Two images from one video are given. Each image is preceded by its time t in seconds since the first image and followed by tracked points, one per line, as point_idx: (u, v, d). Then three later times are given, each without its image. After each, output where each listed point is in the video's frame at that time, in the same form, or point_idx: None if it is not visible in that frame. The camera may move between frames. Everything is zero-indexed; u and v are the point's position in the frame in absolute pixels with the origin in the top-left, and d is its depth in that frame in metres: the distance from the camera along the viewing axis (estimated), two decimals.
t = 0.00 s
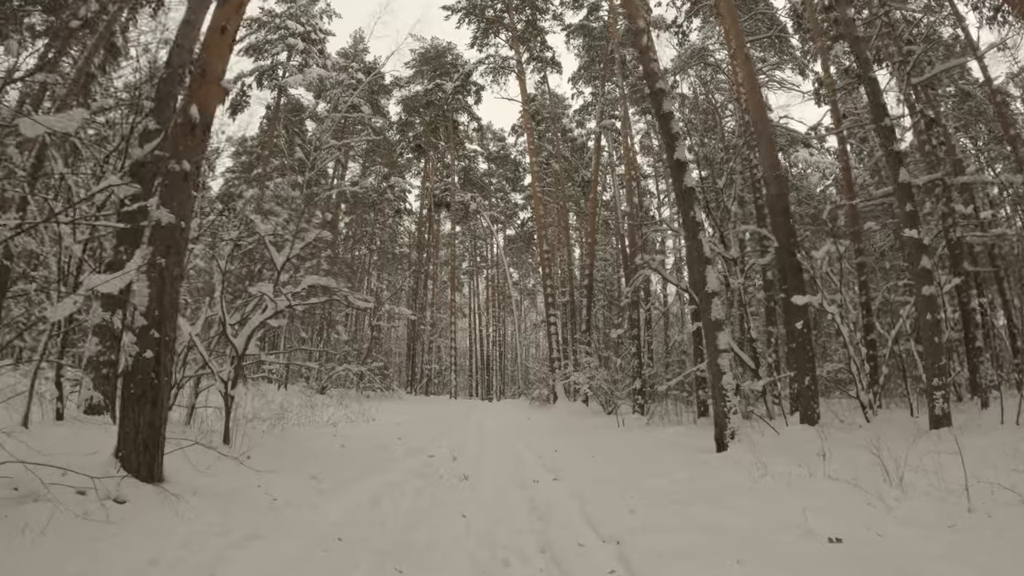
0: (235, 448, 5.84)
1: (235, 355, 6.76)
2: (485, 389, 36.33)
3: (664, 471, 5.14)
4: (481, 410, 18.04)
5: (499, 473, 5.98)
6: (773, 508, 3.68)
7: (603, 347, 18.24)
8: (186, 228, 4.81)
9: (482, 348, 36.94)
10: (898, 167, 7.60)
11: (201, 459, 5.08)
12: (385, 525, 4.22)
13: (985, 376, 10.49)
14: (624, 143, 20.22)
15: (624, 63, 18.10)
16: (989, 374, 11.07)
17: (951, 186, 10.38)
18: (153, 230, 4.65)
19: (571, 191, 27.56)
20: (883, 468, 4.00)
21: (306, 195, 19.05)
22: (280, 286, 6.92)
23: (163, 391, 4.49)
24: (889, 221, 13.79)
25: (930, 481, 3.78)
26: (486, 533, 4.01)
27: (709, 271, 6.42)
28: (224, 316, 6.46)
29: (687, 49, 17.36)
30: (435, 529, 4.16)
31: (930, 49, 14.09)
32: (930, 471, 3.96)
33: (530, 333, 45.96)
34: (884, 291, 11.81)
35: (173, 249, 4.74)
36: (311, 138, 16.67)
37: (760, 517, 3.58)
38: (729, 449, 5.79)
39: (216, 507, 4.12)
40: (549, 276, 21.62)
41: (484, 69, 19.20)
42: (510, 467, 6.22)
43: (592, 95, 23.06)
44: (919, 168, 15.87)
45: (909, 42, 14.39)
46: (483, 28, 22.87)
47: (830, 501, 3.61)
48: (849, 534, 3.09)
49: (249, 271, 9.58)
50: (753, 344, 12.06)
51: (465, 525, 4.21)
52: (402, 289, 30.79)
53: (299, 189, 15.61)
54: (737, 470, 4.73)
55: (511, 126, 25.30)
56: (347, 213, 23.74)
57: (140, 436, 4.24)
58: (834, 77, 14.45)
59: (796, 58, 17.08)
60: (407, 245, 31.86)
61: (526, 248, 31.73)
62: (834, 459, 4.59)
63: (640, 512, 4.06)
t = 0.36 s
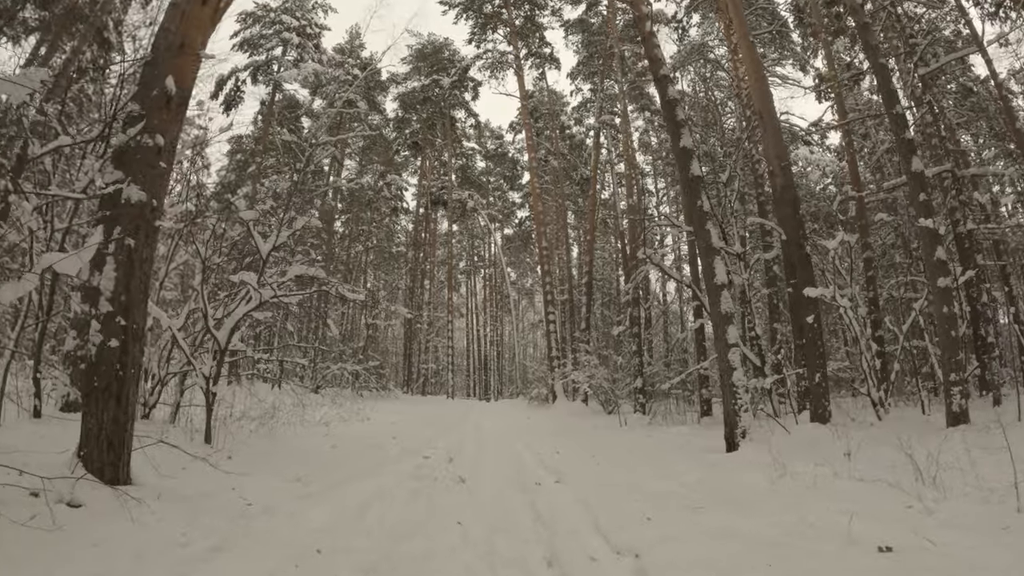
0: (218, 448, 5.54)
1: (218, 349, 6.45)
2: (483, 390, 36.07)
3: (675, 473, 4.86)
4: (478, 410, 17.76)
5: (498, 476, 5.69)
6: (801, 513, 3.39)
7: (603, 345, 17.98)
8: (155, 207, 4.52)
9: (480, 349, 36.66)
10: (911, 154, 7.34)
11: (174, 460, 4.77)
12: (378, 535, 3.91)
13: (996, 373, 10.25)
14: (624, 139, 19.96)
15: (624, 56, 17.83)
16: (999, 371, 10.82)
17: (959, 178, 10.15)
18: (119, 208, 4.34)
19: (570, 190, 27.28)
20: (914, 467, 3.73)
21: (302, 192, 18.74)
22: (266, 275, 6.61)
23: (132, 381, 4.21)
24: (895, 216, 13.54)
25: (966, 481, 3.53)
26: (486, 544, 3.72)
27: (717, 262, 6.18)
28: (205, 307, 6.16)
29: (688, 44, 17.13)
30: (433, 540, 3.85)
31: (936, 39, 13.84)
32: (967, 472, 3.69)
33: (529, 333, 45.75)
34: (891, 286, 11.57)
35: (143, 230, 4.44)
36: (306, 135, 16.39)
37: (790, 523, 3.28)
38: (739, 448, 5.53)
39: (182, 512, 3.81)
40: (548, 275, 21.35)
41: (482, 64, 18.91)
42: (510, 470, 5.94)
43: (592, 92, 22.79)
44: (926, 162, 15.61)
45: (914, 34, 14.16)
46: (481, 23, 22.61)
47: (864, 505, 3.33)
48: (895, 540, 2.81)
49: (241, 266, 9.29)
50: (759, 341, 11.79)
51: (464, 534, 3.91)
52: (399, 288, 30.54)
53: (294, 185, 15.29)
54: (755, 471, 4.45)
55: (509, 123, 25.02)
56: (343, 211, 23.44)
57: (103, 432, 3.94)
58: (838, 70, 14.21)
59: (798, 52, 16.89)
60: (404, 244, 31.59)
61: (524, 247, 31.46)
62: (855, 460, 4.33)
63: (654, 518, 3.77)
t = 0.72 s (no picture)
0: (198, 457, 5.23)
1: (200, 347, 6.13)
2: (482, 390, 35.76)
3: (690, 482, 4.57)
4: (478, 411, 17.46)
5: (500, 485, 5.39)
6: (841, 529, 3.11)
7: (604, 345, 17.67)
8: (123, 187, 4.24)
9: (478, 348, 36.35)
10: (929, 144, 7.06)
11: (142, 472, 4.46)
12: (376, 557, 3.60)
13: (1010, 371, 9.99)
14: (625, 135, 19.69)
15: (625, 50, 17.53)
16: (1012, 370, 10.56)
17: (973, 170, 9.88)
18: (87, 187, 4.10)
19: (570, 188, 26.99)
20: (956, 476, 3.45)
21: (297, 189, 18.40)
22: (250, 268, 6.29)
23: (92, 385, 3.91)
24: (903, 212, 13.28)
25: (1014, 490, 3.26)
26: (491, 566, 3.42)
27: (731, 255, 5.91)
28: (186, 302, 5.83)
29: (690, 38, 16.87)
30: (435, 562, 3.54)
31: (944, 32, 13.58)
32: (1013, 481, 3.42)
33: (527, 333, 45.46)
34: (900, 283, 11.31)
35: (109, 213, 4.14)
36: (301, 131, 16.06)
37: (834, 541, 2.98)
38: (755, 454, 5.24)
39: (141, 532, 3.50)
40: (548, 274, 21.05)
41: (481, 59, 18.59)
42: (513, 478, 5.63)
43: (592, 88, 22.51)
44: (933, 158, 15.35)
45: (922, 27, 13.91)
46: (480, 18, 22.28)
47: (915, 521, 3.03)
48: (963, 563, 2.52)
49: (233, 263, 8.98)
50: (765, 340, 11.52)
51: (466, 555, 3.61)
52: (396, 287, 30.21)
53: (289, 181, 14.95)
54: (777, 480, 4.17)
55: (508, 120, 24.71)
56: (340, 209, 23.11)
57: (61, 442, 3.65)
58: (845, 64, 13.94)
59: (801, 46, 16.64)
60: (402, 243, 31.25)
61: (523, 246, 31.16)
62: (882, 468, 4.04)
63: (682, 536, 3.46)
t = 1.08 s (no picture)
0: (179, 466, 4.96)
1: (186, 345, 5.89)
2: (484, 390, 35.50)
3: (708, 490, 4.32)
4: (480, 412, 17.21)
5: (507, 492, 5.15)
6: (880, 545, 2.86)
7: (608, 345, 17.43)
8: (96, 168, 4.01)
9: (480, 348, 36.09)
10: (947, 134, 6.80)
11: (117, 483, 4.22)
12: None
13: None
14: (628, 132, 19.44)
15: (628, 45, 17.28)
16: None
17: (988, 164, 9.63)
18: (55, 168, 3.89)
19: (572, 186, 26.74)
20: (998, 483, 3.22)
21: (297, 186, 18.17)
22: (239, 261, 6.01)
23: (59, 384, 3.70)
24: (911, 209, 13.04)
25: None
26: None
27: (746, 248, 5.67)
28: (171, 297, 5.58)
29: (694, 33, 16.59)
30: None
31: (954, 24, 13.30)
32: None
33: (529, 332, 45.16)
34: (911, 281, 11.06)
35: (81, 194, 3.92)
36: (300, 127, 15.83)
37: (887, 557, 2.73)
38: (775, 457, 4.99)
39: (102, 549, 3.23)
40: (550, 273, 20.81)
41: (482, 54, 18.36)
42: (519, 484, 5.40)
43: (594, 85, 22.26)
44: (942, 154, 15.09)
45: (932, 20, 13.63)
46: (481, 14, 22.00)
47: (967, 536, 2.78)
48: None
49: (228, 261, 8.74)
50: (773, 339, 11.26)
51: None
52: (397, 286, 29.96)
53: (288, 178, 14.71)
54: (802, 488, 3.93)
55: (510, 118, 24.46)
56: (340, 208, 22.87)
57: (23, 445, 3.44)
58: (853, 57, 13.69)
59: (807, 41, 16.38)
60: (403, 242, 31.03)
61: (524, 245, 30.89)
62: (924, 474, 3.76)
63: (714, 552, 3.21)
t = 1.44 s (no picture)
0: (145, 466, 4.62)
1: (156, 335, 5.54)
2: (474, 392, 35.13)
3: (717, 495, 4.08)
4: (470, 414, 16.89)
5: (502, 497, 4.87)
6: (913, 557, 2.64)
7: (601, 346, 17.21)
8: (54, 131, 3.70)
9: (470, 349, 35.75)
10: (954, 126, 6.64)
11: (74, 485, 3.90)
12: None
13: None
14: (622, 131, 19.28)
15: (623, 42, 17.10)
16: None
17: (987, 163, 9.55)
18: (7, 132, 3.57)
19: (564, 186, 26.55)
20: None
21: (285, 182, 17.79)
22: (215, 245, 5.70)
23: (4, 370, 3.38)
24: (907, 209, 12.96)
25: None
26: None
27: (751, 240, 5.46)
28: (142, 284, 5.25)
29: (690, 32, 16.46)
30: None
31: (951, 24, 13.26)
32: None
33: (520, 334, 44.88)
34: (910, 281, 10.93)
35: (33, 160, 3.59)
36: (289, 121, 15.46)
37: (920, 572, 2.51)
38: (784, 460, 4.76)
39: (36, 561, 2.90)
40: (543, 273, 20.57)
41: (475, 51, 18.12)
42: (514, 488, 5.13)
43: (588, 84, 22.09)
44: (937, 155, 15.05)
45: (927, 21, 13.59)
46: (474, 10, 21.75)
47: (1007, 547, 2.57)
48: None
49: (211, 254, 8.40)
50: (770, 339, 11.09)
51: None
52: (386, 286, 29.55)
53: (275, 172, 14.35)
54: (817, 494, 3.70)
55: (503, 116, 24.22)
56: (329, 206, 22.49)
57: None
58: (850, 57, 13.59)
59: (803, 41, 16.32)
60: (393, 241, 30.65)
61: (516, 246, 30.65)
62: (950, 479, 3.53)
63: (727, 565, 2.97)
